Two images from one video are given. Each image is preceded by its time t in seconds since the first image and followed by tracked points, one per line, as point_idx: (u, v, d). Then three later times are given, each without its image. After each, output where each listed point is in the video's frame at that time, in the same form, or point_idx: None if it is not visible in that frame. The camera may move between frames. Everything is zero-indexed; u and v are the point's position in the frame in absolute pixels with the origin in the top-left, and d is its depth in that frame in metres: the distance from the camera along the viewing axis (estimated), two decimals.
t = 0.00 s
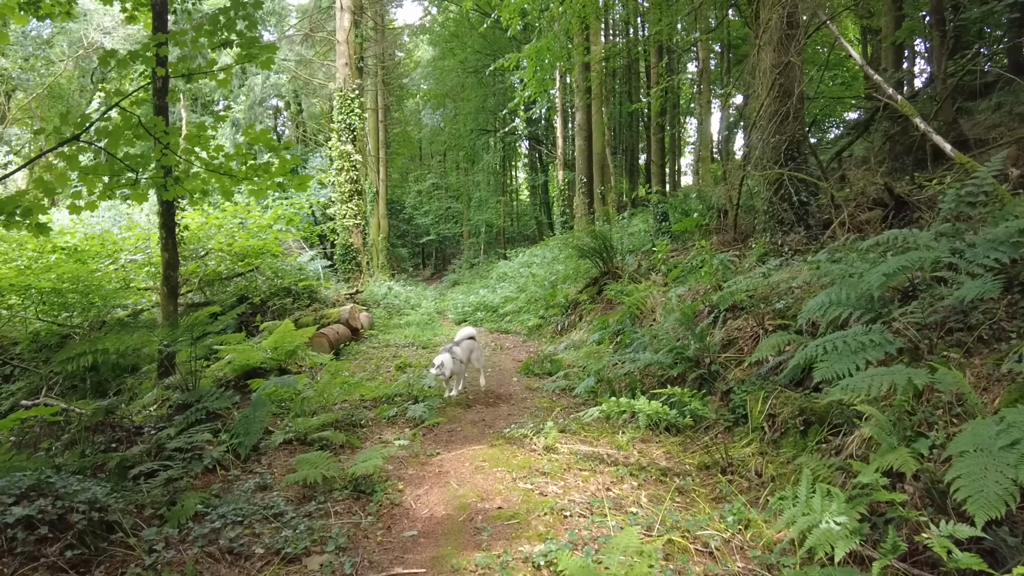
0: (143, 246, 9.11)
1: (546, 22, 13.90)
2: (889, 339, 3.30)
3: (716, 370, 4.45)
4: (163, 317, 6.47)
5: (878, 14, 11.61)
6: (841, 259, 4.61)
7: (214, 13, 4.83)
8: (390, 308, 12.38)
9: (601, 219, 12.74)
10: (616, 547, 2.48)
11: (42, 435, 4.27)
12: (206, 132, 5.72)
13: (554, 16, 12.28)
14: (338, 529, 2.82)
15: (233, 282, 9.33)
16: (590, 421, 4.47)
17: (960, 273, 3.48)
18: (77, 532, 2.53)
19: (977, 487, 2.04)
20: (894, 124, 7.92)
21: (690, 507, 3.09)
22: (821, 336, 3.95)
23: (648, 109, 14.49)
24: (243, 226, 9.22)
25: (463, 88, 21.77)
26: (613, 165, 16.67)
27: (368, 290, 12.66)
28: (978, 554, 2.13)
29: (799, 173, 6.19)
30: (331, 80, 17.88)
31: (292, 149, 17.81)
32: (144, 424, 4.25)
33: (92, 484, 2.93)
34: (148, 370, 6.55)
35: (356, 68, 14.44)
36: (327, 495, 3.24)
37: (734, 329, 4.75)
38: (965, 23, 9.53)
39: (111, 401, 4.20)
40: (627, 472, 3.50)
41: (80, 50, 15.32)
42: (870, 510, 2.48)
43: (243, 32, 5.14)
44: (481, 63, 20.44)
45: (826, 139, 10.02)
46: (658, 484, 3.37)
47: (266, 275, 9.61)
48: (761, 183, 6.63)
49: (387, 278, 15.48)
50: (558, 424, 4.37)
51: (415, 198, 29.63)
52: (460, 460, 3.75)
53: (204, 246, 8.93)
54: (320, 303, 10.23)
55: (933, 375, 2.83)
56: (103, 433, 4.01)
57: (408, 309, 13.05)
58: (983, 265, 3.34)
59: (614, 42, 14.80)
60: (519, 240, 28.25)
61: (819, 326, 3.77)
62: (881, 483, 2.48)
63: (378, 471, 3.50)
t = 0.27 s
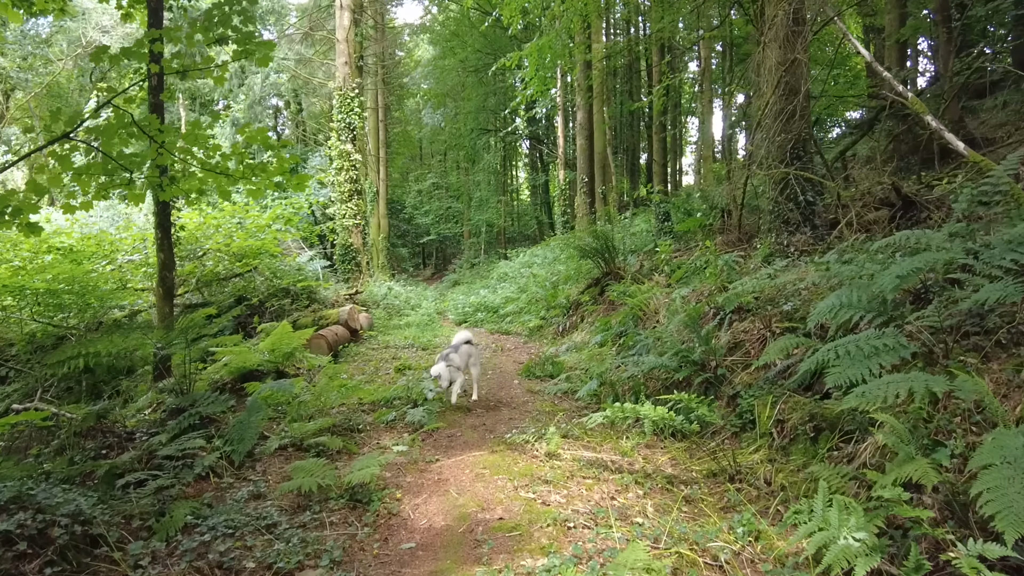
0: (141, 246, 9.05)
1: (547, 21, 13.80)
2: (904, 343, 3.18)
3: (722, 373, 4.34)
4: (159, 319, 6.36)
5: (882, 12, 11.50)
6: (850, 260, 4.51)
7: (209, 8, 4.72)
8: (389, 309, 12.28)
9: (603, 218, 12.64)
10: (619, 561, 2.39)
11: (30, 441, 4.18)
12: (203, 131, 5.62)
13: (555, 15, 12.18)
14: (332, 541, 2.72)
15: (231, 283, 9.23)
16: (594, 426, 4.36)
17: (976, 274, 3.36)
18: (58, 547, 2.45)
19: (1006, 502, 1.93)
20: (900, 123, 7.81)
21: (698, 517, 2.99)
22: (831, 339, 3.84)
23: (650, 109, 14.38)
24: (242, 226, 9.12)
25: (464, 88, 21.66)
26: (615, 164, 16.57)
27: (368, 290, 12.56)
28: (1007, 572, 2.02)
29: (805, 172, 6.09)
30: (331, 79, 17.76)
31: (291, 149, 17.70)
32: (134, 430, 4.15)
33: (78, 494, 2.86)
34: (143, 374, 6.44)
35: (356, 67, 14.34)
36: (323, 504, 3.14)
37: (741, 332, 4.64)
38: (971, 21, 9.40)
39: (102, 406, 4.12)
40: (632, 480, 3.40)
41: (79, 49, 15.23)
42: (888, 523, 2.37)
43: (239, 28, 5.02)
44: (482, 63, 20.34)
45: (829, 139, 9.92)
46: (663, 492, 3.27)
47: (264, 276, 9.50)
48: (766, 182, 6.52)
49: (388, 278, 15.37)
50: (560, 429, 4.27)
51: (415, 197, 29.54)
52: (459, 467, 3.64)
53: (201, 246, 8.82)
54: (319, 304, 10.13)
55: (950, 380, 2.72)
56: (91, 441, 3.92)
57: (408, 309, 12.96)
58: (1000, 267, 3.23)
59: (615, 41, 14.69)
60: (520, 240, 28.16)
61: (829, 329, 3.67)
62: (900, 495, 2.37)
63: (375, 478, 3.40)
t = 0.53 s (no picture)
0: (137, 246, 8.95)
1: (547, 19, 13.69)
2: (918, 343, 3.07)
3: (728, 375, 4.23)
4: (153, 320, 6.24)
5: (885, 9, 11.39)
6: (858, 259, 4.40)
7: (202, 1, 4.62)
8: (388, 309, 12.18)
9: (604, 218, 12.54)
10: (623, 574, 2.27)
11: (17, 445, 4.07)
12: (197, 128, 5.50)
13: (556, 13, 12.07)
14: (323, 551, 2.61)
15: (228, 283, 9.11)
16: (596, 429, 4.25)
17: (992, 271, 3.25)
18: (32, 560, 2.35)
19: None
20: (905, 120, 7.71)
21: (704, 525, 2.87)
22: (840, 340, 3.73)
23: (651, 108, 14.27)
24: (239, 225, 9.01)
25: (464, 87, 21.54)
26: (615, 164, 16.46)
27: (367, 290, 12.46)
28: None
29: (810, 169, 5.97)
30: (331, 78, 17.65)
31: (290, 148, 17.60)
32: (123, 433, 4.05)
33: (58, 503, 2.75)
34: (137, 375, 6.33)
35: (355, 66, 14.23)
36: (315, 511, 3.03)
37: (747, 332, 4.53)
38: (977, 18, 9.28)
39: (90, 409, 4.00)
40: (636, 486, 3.28)
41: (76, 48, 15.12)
42: (905, 533, 2.26)
43: (233, 22, 4.91)
44: (482, 62, 20.24)
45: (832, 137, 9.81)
46: (667, 499, 3.16)
47: (262, 276, 9.39)
48: (771, 179, 6.40)
49: (388, 279, 15.27)
50: (561, 432, 4.16)
51: (415, 197, 29.45)
52: (457, 471, 3.53)
53: (197, 246, 8.69)
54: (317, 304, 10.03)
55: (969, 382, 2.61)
56: (79, 445, 3.81)
57: (407, 309, 12.85)
58: (1017, 264, 3.11)
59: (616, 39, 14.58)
60: (520, 240, 28.06)
61: (838, 329, 3.55)
62: (917, 503, 2.26)
63: (370, 484, 3.29)
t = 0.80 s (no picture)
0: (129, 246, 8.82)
1: (547, 16, 13.53)
2: (936, 344, 2.93)
3: (735, 377, 4.08)
4: (143, 320, 6.08)
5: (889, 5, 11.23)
6: (869, 257, 4.25)
7: None
8: (387, 309, 12.03)
9: (605, 217, 12.38)
10: None
11: None
12: (187, 124, 5.34)
13: (556, 10, 11.91)
14: (311, 566, 2.47)
15: (223, 282, 8.96)
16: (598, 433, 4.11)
17: (1013, 269, 3.10)
18: None
19: None
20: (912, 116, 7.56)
21: (712, 537, 2.73)
22: (852, 341, 3.58)
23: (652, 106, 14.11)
24: (234, 224, 8.86)
25: (463, 86, 21.37)
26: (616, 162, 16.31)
27: (365, 290, 12.31)
28: None
29: (817, 165, 5.82)
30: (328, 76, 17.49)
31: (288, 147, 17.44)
32: (108, 439, 3.91)
33: (31, 516, 2.63)
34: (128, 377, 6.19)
35: (352, 63, 14.06)
36: (304, 522, 2.89)
37: (754, 333, 4.38)
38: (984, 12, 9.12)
39: (73, 414, 3.87)
40: (640, 494, 3.14)
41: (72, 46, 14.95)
42: (928, 548, 2.12)
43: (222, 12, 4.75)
44: (481, 60, 20.08)
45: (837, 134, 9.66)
46: (672, 508, 3.02)
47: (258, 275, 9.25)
48: (776, 176, 6.24)
49: (387, 278, 15.11)
50: (561, 437, 4.02)
51: (415, 197, 29.28)
52: (453, 479, 3.39)
53: (191, 245, 8.53)
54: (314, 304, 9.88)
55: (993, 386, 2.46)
56: (61, 452, 3.68)
57: (406, 309, 12.70)
58: None
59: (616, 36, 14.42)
60: (520, 239, 27.92)
61: (851, 329, 3.40)
62: (941, 517, 2.12)
63: (363, 493, 3.15)
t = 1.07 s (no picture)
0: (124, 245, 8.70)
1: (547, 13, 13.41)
2: (953, 350, 2.80)
3: (741, 382, 3.96)
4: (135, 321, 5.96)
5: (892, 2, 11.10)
6: (878, 259, 4.13)
7: None
8: (386, 309, 11.91)
9: (605, 216, 12.26)
10: None
11: None
12: (180, 122, 5.21)
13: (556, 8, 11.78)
14: None
15: (219, 283, 8.84)
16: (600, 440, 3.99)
17: None
18: None
19: None
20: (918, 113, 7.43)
21: (720, 552, 2.61)
22: (863, 346, 3.47)
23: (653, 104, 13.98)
24: (230, 223, 8.74)
25: (463, 84, 21.23)
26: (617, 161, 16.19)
27: (364, 290, 12.19)
28: None
29: (823, 164, 5.69)
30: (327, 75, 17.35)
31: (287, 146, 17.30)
32: (94, 446, 3.78)
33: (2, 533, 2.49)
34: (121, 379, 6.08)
35: (351, 62, 13.93)
36: (294, 536, 2.77)
37: (760, 337, 4.26)
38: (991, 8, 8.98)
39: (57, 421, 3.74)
40: (643, 506, 3.02)
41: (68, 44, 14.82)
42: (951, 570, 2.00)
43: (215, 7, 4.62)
44: (481, 58, 19.94)
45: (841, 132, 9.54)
46: (678, 520, 2.90)
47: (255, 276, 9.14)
48: (781, 175, 6.12)
49: (386, 278, 14.99)
50: (562, 444, 3.91)
51: (415, 196, 29.16)
52: (450, 489, 3.27)
53: (187, 245, 8.41)
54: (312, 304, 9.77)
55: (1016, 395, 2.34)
56: (43, 460, 3.55)
57: (405, 310, 12.58)
58: None
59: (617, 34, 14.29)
60: (521, 239, 27.81)
61: (862, 334, 3.28)
62: (965, 536, 2.00)
63: (357, 504, 3.03)
